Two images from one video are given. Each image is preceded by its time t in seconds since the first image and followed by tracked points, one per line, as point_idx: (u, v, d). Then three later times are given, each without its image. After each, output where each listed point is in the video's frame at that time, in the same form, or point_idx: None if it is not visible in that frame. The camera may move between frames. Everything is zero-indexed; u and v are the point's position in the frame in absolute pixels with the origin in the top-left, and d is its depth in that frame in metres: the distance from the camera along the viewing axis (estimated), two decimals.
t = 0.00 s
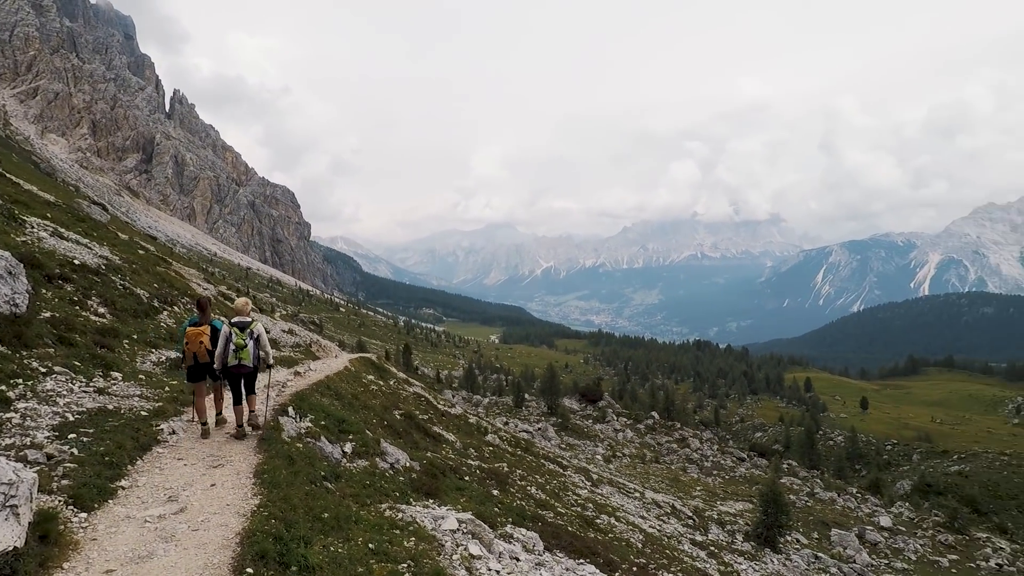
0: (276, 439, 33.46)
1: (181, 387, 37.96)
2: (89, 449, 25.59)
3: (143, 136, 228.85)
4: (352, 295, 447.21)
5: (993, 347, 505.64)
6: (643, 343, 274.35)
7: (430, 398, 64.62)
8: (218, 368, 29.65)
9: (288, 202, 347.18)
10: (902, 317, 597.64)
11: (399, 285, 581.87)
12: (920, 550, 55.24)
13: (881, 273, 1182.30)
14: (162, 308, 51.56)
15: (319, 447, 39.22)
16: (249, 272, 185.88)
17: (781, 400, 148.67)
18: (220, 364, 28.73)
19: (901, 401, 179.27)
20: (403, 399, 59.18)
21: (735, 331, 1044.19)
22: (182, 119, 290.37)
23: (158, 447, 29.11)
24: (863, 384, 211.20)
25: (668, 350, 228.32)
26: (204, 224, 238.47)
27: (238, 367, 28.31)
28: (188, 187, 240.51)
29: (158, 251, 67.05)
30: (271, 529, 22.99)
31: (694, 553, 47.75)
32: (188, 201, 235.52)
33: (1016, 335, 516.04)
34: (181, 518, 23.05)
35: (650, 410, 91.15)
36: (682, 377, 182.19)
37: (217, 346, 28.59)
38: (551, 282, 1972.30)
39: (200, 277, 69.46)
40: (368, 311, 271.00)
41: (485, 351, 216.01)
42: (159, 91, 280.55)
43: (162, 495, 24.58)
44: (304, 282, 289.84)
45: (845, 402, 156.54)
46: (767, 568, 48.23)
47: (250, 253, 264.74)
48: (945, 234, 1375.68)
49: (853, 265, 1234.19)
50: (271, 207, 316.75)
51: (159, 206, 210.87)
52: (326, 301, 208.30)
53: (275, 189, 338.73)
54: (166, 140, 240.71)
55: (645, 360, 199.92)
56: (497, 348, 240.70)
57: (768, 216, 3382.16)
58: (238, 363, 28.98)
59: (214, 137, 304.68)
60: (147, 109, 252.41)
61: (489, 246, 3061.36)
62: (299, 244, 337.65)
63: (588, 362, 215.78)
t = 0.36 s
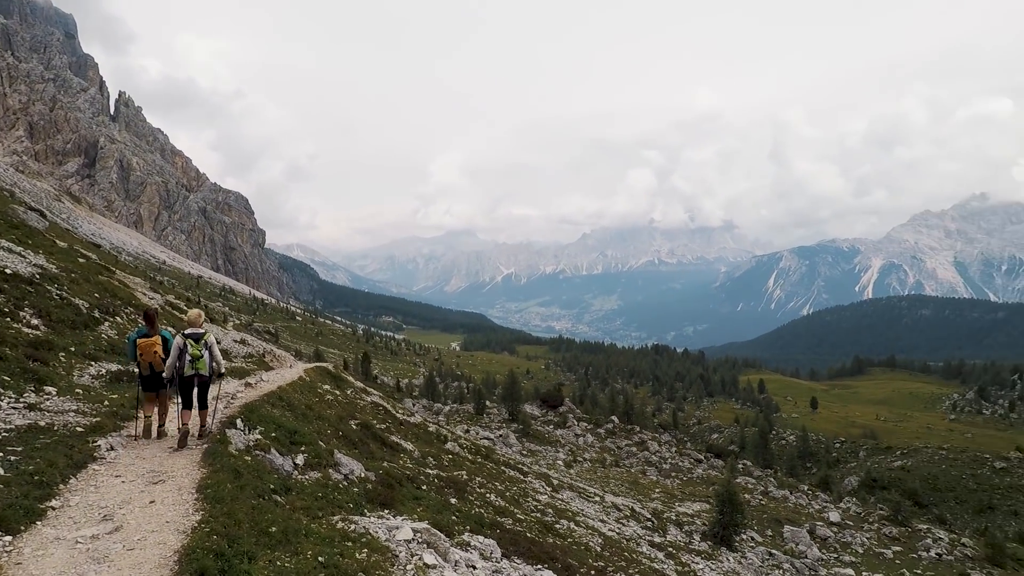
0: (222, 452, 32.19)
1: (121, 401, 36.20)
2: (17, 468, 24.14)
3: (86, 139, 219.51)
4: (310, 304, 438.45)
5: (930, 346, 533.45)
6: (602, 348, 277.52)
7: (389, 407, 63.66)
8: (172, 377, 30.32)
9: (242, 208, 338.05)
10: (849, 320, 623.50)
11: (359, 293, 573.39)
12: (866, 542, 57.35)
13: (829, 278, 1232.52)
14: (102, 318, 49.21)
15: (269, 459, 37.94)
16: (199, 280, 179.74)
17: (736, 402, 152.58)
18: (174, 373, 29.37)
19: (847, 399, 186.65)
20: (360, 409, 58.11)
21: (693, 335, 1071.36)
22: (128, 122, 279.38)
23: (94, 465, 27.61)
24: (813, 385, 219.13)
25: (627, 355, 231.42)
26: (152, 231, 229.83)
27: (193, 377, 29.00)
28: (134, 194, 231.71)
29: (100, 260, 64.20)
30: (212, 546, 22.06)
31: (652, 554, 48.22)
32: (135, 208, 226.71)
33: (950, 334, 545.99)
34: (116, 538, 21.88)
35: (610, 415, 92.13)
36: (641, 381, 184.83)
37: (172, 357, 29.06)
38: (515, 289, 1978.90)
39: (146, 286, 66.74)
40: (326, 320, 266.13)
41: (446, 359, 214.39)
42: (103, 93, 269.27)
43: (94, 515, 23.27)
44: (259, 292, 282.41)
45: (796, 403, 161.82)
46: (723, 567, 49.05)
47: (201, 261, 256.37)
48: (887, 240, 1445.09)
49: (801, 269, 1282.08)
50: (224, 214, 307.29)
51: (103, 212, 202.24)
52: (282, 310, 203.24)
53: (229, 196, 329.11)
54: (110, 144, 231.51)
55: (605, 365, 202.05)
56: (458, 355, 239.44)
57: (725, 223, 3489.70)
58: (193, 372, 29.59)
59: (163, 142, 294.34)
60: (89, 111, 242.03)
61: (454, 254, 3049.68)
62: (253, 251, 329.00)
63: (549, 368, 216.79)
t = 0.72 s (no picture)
0: (156, 467, 30.62)
1: (46, 416, 34.02)
2: None
3: (13, 138, 207.06)
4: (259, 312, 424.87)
5: (866, 347, 562.29)
6: (557, 353, 279.86)
7: (340, 417, 62.26)
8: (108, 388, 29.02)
9: (187, 212, 325.45)
10: (793, 323, 650.16)
11: (310, 300, 560.27)
12: (809, 537, 59.58)
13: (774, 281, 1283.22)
14: (28, 329, 46.28)
15: (209, 474, 36.25)
16: (139, 287, 171.65)
17: (687, 404, 156.64)
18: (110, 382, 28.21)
19: (790, 399, 194.44)
20: (309, 419, 56.58)
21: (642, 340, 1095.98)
22: (61, 121, 264.64)
23: (12, 485, 25.78)
24: (758, 386, 227.40)
25: (582, 359, 234.09)
26: (86, 235, 218.39)
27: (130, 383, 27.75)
28: (67, 196, 219.90)
29: (26, 266, 60.44)
30: (140, 568, 20.89)
31: (605, 556, 48.68)
32: (68, 211, 214.96)
33: (884, 335, 576.95)
34: (34, 562, 20.47)
35: (565, 419, 93.03)
36: (595, 385, 187.18)
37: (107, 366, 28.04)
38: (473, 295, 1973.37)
39: (78, 294, 63.16)
40: (276, 327, 258.74)
41: (400, 366, 211.53)
42: (32, 89, 254.24)
43: (11, 539, 21.79)
44: (205, 299, 271.84)
45: (743, 403, 167.38)
46: (674, 566, 49.89)
47: (141, 267, 244.96)
48: (828, 245, 1516.67)
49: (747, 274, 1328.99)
50: (166, 218, 294.85)
51: (31, 216, 190.91)
52: (228, 318, 196.10)
53: (171, 200, 315.56)
54: (40, 144, 219.46)
55: (560, 369, 203.75)
56: (413, 362, 236.70)
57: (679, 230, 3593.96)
58: (130, 379, 28.39)
59: (99, 142, 280.13)
60: (16, 108, 228.38)
61: (414, 260, 3017.87)
62: (198, 257, 316.81)
63: (505, 373, 217.03)
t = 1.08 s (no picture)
0: (87, 488, 28.86)
1: None
2: None
3: None
4: (206, 322, 409.91)
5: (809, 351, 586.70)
6: (514, 360, 280.74)
7: (290, 430, 60.66)
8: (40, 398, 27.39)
9: (128, 219, 311.49)
10: (743, 329, 673.58)
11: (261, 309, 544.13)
12: (758, 536, 61.32)
13: (723, 289, 1327.60)
14: None
15: (145, 493, 34.36)
16: (72, 297, 162.73)
17: (641, 410, 159.40)
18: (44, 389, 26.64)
19: (740, 403, 200.37)
20: (257, 433, 54.80)
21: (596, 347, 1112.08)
22: None
23: None
24: (709, 390, 233.50)
25: (538, 367, 235.32)
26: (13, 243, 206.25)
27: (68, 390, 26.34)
28: None
29: None
30: None
31: (561, 563, 48.70)
32: None
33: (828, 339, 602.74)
34: None
35: (523, 427, 93.26)
36: (552, 392, 188.37)
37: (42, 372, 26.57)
38: (433, 304, 1955.65)
39: (3, 304, 59.23)
40: (222, 338, 249.93)
41: (355, 376, 207.57)
42: None
43: None
44: (147, 309, 260.06)
45: (696, 408, 171.71)
46: (629, 570, 50.36)
47: (77, 276, 232.48)
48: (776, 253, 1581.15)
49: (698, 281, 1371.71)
50: (105, 224, 281.29)
51: None
52: (171, 329, 188.05)
53: (110, 205, 300.67)
54: None
55: (516, 378, 204.27)
56: (368, 372, 232.59)
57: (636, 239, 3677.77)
58: (68, 386, 27.02)
59: (30, 144, 265.08)
60: None
61: (373, 268, 2971.27)
62: (139, 266, 303.12)
63: (461, 382, 215.72)
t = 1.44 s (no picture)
0: (18, 513, 27.25)
1: None
2: None
3: None
4: (154, 335, 393.70)
5: (763, 359, 605.09)
6: (475, 371, 279.46)
7: (243, 446, 58.76)
8: None
9: (70, 227, 297.38)
10: (700, 337, 691.64)
11: (213, 321, 526.35)
12: (716, 543, 62.31)
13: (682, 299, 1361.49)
14: None
15: (82, 516, 32.60)
16: (4, 309, 153.57)
17: (602, 419, 160.83)
18: None
19: (698, 411, 204.19)
20: (207, 450, 52.84)
21: (559, 358, 1121.70)
22: None
23: None
24: (668, 398, 237.27)
25: (500, 378, 234.72)
26: None
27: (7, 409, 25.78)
28: None
29: None
30: None
31: None
32: None
33: (781, 347, 622.97)
34: None
35: (485, 439, 92.85)
36: (513, 403, 188.20)
37: None
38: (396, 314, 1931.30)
39: None
40: (171, 351, 240.65)
41: (312, 390, 202.44)
42: None
43: None
44: (89, 322, 248.08)
45: (655, 416, 174.37)
46: None
47: (13, 287, 220.33)
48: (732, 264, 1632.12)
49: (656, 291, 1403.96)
50: (44, 233, 267.74)
51: None
52: (115, 342, 179.56)
53: (51, 213, 286.59)
54: None
55: (478, 389, 203.36)
56: (326, 385, 227.23)
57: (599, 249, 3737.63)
58: (7, 404, 26.46)
59: None
60: None
61: (336, 278, 2917.34)
62: (81, 276, 289.31)
63: (422, 394, 213.08)
